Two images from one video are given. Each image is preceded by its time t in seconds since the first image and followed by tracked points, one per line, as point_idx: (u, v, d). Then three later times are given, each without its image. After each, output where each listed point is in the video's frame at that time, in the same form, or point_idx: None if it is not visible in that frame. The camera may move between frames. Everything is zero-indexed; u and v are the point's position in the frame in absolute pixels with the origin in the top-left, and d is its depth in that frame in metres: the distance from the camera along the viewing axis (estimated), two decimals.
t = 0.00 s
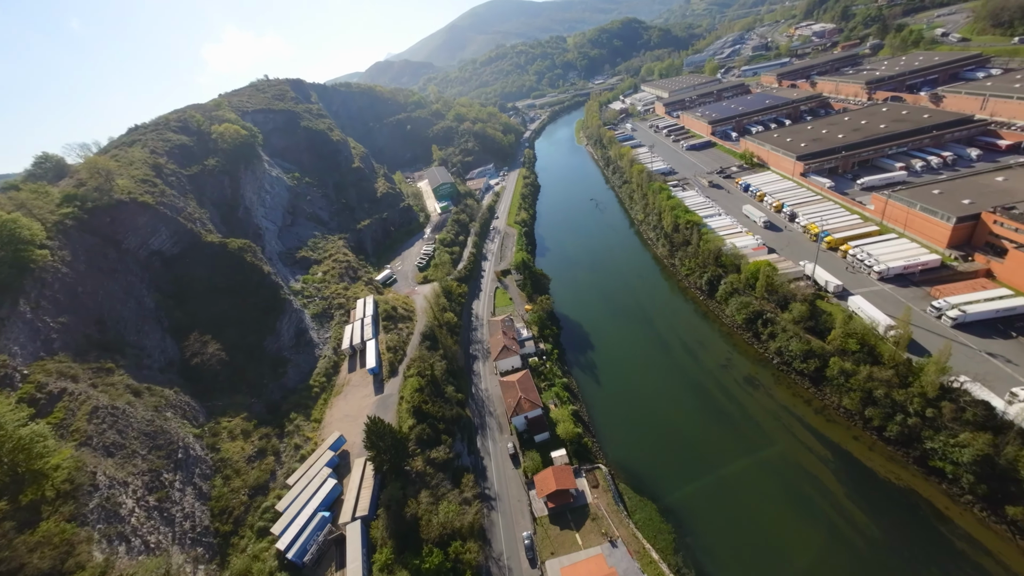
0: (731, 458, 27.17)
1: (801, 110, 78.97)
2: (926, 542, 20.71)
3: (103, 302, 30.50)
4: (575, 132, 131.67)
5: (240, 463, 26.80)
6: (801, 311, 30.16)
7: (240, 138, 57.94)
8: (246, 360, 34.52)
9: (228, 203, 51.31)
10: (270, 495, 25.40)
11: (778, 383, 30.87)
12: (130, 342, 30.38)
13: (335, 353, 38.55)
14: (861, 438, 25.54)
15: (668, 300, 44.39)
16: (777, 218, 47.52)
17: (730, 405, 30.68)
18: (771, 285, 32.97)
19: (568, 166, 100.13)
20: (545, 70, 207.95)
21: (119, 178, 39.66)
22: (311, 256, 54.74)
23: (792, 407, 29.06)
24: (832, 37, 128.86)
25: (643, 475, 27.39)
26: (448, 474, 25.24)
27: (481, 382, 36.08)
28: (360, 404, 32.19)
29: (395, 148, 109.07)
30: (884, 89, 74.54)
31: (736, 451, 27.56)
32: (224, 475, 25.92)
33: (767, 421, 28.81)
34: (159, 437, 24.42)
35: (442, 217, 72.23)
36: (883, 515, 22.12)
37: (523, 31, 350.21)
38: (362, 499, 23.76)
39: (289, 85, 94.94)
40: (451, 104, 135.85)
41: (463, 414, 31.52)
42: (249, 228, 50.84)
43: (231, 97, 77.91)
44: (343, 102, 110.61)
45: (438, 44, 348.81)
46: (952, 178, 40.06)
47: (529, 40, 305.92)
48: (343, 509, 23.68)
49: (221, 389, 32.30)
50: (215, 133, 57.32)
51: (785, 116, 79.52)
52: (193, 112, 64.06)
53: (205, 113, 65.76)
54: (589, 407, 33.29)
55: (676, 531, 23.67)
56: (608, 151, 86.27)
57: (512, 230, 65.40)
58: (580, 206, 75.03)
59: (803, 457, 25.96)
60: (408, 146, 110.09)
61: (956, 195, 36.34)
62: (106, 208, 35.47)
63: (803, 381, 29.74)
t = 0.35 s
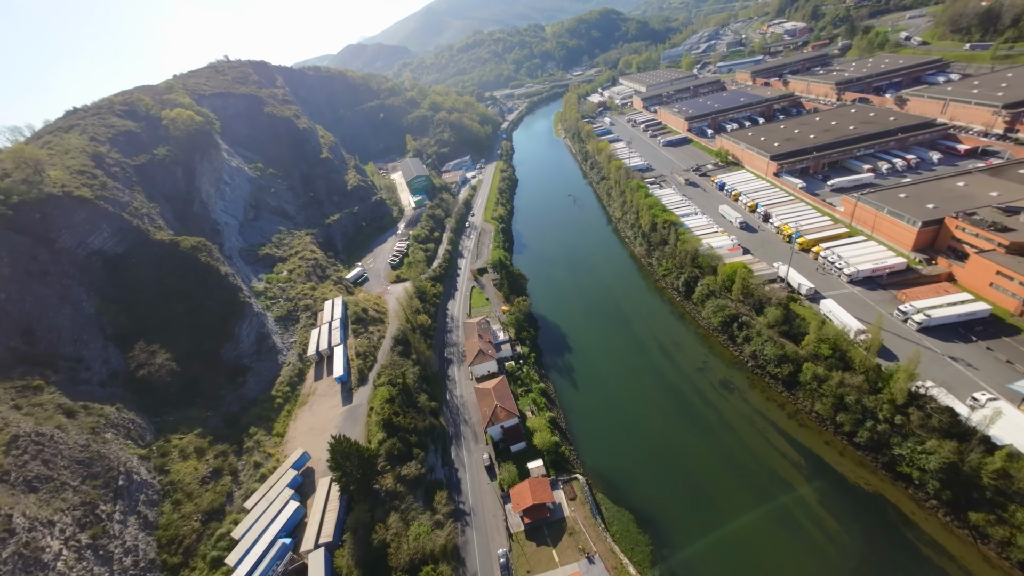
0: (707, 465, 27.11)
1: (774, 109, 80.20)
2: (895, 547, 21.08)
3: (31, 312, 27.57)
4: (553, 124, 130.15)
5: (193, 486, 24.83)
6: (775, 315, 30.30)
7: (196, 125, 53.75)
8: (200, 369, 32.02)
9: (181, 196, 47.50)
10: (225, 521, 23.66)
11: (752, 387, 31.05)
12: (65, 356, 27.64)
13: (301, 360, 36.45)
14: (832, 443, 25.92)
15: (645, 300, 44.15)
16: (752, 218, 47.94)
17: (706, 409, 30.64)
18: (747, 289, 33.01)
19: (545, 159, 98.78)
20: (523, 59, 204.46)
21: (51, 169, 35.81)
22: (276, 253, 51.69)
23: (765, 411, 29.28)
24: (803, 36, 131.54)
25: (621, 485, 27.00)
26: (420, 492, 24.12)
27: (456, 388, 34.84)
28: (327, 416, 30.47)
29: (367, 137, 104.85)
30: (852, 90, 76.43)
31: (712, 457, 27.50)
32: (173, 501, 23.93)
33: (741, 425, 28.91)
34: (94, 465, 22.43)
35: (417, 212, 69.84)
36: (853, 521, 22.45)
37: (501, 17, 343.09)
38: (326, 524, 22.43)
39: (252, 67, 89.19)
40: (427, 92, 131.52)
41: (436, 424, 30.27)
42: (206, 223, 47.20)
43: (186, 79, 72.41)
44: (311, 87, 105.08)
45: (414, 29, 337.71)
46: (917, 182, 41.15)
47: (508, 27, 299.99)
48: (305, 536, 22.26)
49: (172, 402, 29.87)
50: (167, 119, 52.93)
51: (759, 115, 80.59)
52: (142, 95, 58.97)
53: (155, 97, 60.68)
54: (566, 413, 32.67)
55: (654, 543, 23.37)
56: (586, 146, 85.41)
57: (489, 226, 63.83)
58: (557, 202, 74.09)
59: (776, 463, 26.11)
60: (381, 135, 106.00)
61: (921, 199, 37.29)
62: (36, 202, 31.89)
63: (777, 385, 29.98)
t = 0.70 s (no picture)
0: (684, 474, 26.91)
1: (748, 108, 81.18)
2: (867, 555, 21.32)
3: None
4: (531, 116, 128.16)
5: (136, 516, 22.64)
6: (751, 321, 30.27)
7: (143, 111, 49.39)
8: (148, 383, 29.35)
9: (127, 190, 43.55)
10: (173, 555, 21.72)
11: (729, 392, 31.05)
12: None
13: (263, 369, 34.13)
14: (806, 450, 26.13)
15: (623, 301, 43.69)
16: (727, 219, 48.21)
17: (684, 417, 30.41)
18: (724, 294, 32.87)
19: (523, 153, 97.13)
20: (501, 48, 200.40)
21: None
22: (236, 252, 48.38)
23: (741, 417, 29.30)
24: (776, 35, 133.96)
25: (600, 497, 26.42)
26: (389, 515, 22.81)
27: (430, 396, 33.43)
28: (290, 432, 28.59)
29: (338, 127, 100.26)
30: (822, 92, 78.09)
31: (690, 465, 27.32)
32: (113, 535, 21.71)
33: (718, 433, 28.81)
34: (16, 501, 20.05)
35: (390, 208, 67.16)
36: (826, 529, 22.63)
37: (478, 4, 335.20)
38: (286, 555, 20.89)
39: (209, 48, 83.16)
40: (401, 80, 126.86)
41: (408, 437, 28.85)
42: (156, 218, 43.41)
43: (134, 59, 66.66)
44: (276, 72, 99.29)
45: (387, 13, 325.86)
46: (885, 185, 42.10)
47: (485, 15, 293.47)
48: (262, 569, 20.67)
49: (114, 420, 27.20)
50: (110, 104, 48.43)
51: (734, 113, 81.40)
52: (81, 75, 53.66)
53: (97, 78, 55.35)
54: (544, 421, 31.84)
55: (632, 558, 22.93)
56: (565, 141, 84.26)
57: (465, 223, 62.00)
58: (535, 198, 72.84)
59: (752, 470, 26.15)
60: (352, 125, 101.51)
61: (889, 204, 38.10)
62: None
63: (752, 391, 30.05)
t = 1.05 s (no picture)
0: (663, 487, 26.46)
1: (723, 110, 82.00)
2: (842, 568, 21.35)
3: None
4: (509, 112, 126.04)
5: (66, 561, 20.13)
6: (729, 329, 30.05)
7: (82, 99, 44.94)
8: (84, 405, 26.43)
9: (64, 185, 39.38)
10: None
11: (707, 401, 30.84)
12: None
13: (219, 385, 31.55)
14: (782, 460, 26.11)
15: (602, 306, 43.02)
16: (704, 222, 48.26)
17: (663, 428, 29.97)
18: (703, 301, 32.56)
19: (501, 150, 95.31)
20: (478, 40, 196.44)
21: None
22: (192, 253, 44.82)
23: (719, 427, 29.10)
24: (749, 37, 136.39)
25: (578, 514, 25.60)
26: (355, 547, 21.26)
27: (401, 410, 31.75)
28: (247, 455, 26.44)
29: (306, 118, 95.49)
30: (793, 95, 79.68)
31: (669, 478, 26.90)
32: None
33: (697, 443, 28.51)
34: None
35: (361, 206, 64.26)
36: (802, 543, 22.60)
37: None
38: None
39: (162, 30, 77.09)
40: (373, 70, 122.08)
41: (378, 457, 27.19)
42: (98, 217, 39.50)
43: (75, 41, 60.93)
44: (238, 59, 93.54)
45: None
46: (855, 191, 42.85)
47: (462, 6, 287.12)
48: None
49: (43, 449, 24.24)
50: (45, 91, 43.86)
51: (709, 114, 82.09)
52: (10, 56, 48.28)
53: (29, 60, 49.95)
54: (521, 434, 30.77)
55: None
56: (543, 138, 82.97)
57: (441, 223, 59.94)
58: (513, 197, 71.37)
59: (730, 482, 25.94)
60: (322, 117, 96.95)
61: (859, 210, 38.73)
62: None
63: (730, 400, 29.88)
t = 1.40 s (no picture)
0: (645, 507, 25.71)
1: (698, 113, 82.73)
2: None
3: None
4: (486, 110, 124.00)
5: None
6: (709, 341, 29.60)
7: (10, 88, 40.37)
8: (5, 439, 23.36)
9: None
10: None
11: (688, 414, 30.37)
12: None
13: (168, 409, 28.84)
14: (763, 475, 25.86)
15: (581, 314, 42.12)
16: (682, 227, 48.15)
17: (644, 443, 29.28)
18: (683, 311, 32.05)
19: (478, 150, 93.38)
20: (454, 36, 192.94)
21: None
22: (141, 259, 41.17)
23: (701, 441, 28.62)
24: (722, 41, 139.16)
25: (559, 539, 24.52)
26: None
27: (372, 430, 29.84)
28: (199, 489, 24.14)
29: (272, 113, 90.72)
30: (765, 100, 81.25)
31: (651, 496, 26.20)
32: None
33: (678, 459, 27.97)
34: None
35: (331, 208, 61.28)
36: (784, 561, 22.31)
37: None
38: None
39: (110, 15, 71.25)
40: (345, 64, 117.50)
41: (345, 484, 25.33)
42: (29, 221, 35.55)
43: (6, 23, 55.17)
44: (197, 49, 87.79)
45: None
46: (827, 198, 43.51)
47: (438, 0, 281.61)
48: None
49: None
50: None
51: (685, 117, 82.72)
52: None
53: None
54: (500, 453, 29.45)
55: None
56: (520, 139, 81.63)
57: (415, 226, 57.76)
58: (490, 199, 69.79)
59: (712, 500, 25.46)
60: (290, 112, 92.39)
61: (832, 218, 39.23)
62: None
63: (711, 413, 29.46)
